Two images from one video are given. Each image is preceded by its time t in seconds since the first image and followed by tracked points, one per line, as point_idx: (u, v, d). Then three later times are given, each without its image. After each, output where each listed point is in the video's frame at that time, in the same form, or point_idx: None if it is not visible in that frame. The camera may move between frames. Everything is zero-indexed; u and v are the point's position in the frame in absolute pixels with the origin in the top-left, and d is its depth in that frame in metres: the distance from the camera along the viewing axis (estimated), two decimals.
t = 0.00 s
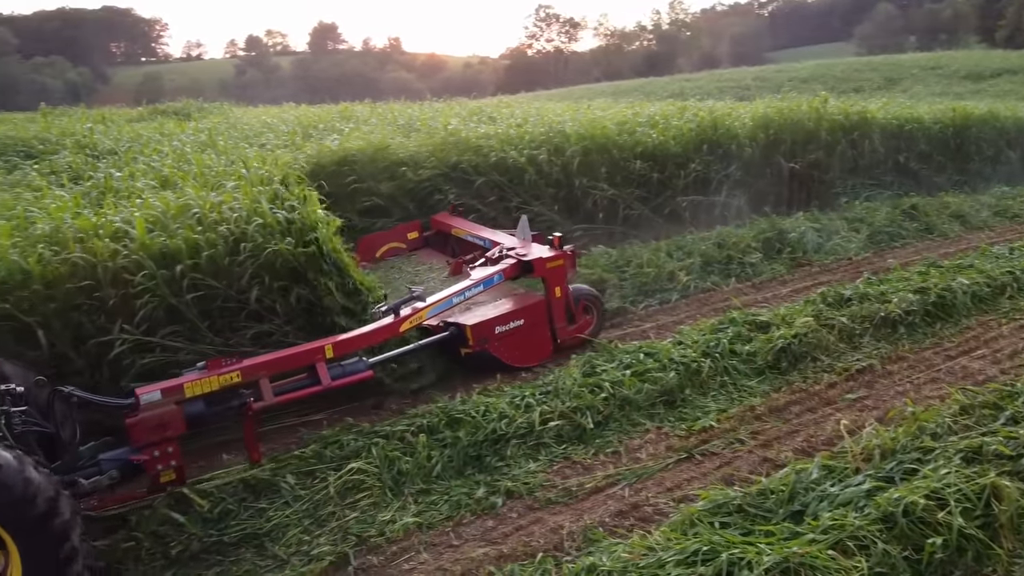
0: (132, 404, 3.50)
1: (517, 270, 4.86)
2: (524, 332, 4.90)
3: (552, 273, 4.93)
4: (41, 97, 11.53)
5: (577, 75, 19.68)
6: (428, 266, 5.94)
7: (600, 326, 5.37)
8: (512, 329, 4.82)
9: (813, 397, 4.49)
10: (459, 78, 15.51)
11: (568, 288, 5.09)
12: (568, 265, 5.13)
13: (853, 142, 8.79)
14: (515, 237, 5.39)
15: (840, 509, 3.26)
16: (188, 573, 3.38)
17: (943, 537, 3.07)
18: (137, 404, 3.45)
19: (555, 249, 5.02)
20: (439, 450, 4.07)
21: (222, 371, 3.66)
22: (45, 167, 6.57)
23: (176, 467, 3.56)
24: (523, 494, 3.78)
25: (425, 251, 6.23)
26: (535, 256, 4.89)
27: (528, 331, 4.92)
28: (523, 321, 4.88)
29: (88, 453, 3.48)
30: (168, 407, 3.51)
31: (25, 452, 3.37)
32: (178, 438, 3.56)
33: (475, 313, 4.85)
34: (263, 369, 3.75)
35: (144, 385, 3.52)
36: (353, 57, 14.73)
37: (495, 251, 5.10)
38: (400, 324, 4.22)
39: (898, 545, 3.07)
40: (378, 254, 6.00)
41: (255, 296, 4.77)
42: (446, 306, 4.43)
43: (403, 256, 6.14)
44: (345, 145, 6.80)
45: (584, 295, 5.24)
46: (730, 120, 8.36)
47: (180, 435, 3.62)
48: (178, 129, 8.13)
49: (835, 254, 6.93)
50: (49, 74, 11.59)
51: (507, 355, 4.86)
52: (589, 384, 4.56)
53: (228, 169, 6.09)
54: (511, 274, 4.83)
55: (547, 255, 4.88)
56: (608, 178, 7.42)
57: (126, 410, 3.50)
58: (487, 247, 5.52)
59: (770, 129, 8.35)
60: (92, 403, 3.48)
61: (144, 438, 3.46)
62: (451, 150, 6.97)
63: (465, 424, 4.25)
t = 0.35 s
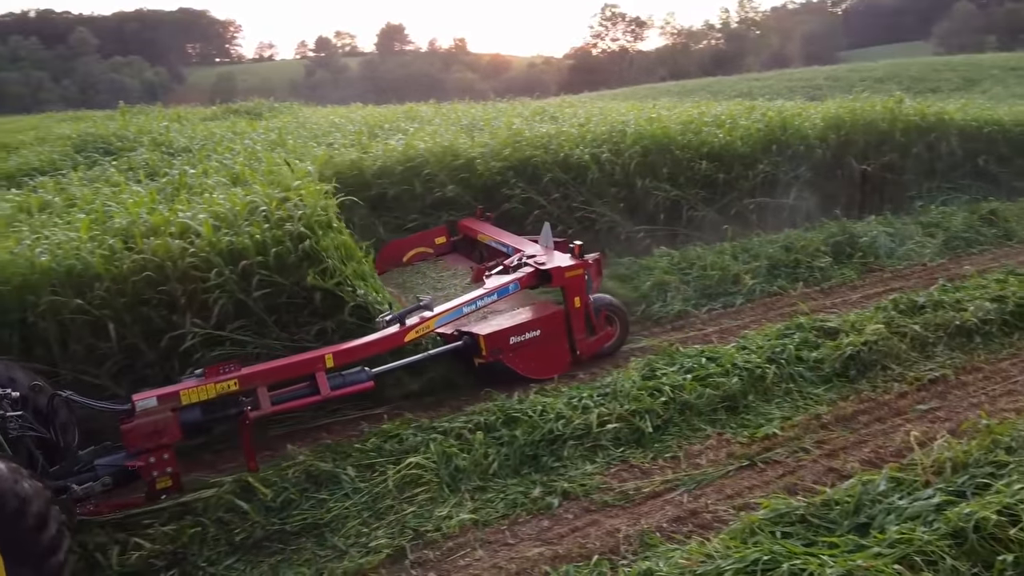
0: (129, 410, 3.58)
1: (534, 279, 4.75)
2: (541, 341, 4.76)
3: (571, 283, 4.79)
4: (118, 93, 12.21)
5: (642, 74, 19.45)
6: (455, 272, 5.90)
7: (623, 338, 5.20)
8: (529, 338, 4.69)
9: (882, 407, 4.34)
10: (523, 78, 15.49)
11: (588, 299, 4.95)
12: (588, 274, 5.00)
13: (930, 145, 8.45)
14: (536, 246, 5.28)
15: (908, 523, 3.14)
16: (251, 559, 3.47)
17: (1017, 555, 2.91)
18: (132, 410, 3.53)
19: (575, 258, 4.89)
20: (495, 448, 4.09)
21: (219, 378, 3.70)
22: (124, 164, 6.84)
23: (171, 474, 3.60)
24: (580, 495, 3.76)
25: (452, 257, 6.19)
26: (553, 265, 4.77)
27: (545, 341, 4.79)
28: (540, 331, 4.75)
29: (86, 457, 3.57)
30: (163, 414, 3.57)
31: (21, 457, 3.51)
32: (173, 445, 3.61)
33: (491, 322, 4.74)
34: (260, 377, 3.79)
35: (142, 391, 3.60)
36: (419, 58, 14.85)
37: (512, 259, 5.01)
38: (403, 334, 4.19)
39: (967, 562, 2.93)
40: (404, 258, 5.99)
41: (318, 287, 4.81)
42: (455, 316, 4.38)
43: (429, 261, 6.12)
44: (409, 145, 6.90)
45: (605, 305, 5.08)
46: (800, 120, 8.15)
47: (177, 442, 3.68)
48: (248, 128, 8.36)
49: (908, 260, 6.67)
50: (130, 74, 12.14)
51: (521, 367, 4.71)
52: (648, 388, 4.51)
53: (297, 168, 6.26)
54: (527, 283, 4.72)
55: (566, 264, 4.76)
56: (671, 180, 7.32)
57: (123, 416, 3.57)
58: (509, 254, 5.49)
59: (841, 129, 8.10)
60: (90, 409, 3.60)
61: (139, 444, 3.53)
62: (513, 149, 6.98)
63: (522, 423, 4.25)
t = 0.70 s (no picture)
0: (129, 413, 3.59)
1: (552, 288, 4.60)
2: (557, 352, 4.61)
3: (591, 292, 4.63)
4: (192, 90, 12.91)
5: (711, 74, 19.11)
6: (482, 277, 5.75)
7: (647, 351, 5.01)
8: (544, 348, 4.54)
9: (957, 419, 4.16)
10: (589, 78, 15.39)
11: (608, 309, 4.77)
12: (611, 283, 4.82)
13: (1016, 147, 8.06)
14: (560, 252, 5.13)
15: (980, 540, 3.01)
16: (314, 548, 3.55)
17: None
18: (132, 413, 3.53)
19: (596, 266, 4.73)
20: (554, 449, 4.08)
21: (217, 384, 3.68)
22: (200, 162, 7.09)
23: (170, 477, 3.59)
24: (639, 499, 3.72)
25: (479, 261, 6.03)
26: (572, 273, 4.61)
27: (562, 351, 4.63)
28: (556, 341, 4.60)
29: (85, 460, 3.60)
30: (162, 418, 3.56)
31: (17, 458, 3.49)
32: (172, 449, 3.60)
33: (506, 331, 4.62)
34: (260, 383, 3.75)
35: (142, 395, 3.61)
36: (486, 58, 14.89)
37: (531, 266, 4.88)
38: (408, 342, 4.12)
39: None
40: (430, 262, 5.85)
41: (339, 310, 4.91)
42: (464, 324, 4.27)
43: (456, 264, 5.97)
44: (474, 145, 6.97)
45: (629, 316, 4.91)
46: (876, 120, 7.88)
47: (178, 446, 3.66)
48: (319, 127, 8.56)
49: (989, 267, 6.38)
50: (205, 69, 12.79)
51: (537, 378, 4.58)
52: (712, 393, 4.42)
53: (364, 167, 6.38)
54: (544, 291, 4.58)
55: (585, 273, 4.59)
56: (738, 182, 7.17)
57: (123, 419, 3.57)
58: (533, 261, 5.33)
59: (920, 130, 7.80)
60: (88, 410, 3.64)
61: (137, 448, 3.52)
62: (578, 149, 6.94)
63: (581, 424, 4.23)
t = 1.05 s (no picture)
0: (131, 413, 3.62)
1: (568, 296, 4.53)
2: (572, 362, 4.52)
3: (608, 301, 4.55)
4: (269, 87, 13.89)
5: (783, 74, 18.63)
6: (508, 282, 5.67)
7: (667, 363, 4.90)
8: (558, 358, 4.46)
9: None
10: (657, 77, 15.17)
11: (625, 319, 4.69)
12: (630, 292, 4.73)
13: None
14: (582, 259, 5.05)
15: None
16: (374, 540, 3.61)
17: None
18: (132, 413, 3.56)
19: (615, 275, 4.65)
20: (614, 451, 4.04)
21: (218, 386, 3.68)
22: (272, 160, 7.30)
23: (170, 478, 3.62)
24: (700, 506, 3.65)
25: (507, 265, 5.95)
26: (589, 281, 4.54)
27: (577, 362, 4.54)
28: (571, 352, 4.51)
29: (88, 457, 3.71)
30: (162, 419, 3.58)
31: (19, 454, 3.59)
32: (171, 450, 3.62)
33: (520, 339, 4.55)
34: (260, 386, 3.74)
35: (143, 395, 3.64)
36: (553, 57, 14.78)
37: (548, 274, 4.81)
38: (413, 348, 4.07)
39: None
40: (457, 266, 5.82)
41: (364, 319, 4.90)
42: (473, 332, 4.20)
43: (484, 269, 5.90)
44: (539, 145, 6.99)
45: (649, 326, 4.79)
46: (958, 121, 7.57)
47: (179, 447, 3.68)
48: (387, 126, 8.70)
49: None
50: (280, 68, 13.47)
51: (550, 388, 4.48)
52: (779, 400, 4.31)
53: (430, 168, 6.49)
54: (560, 299, 4.50)
55: (602, 282, 4.52)
56: (810, 184, 6.99)
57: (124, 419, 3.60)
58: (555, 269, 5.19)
59: (1005, 131, 7.44)
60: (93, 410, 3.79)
61: (137, 449, 3.55)
62: (643, 148, 6.86)
63: (642, 428, 4.18)
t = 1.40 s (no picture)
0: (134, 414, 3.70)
1: (580, 303, 4.45)
2: (581, 372, 4.45)
3: (621, 309, 4.45)
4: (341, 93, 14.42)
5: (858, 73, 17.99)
6: (531, 288, 5.57)
7: (685, 375, 4.73)
8: (567, 368, 4.40)
9: None
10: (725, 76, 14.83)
11: (641, 328, 4.56)
12: (648, 299, 4.67)
13: None
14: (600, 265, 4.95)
15: None
16: (433, 535, 3.64)
17: None
18: (133, 414, 3.64)
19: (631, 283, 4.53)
20: (675, 456, 3.98)
21: (217, 388, 3.74)
22: (341, 158, 7.45)
23: (169, 477, 3.69)
24: (764, 515, 3.57)
25: (531, 271, 5.85)
26: (601, 289, 4.45)
27: (588, 371, 4.47)
28: (581, 361, 4.44)
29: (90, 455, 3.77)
30: (162, 420, 3.66)
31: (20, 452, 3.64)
32: (170, 451, 3.68)
33: (530, 347, 4.52)
34: (260, 389, 3.78)
35: (145, 396, 3.72)
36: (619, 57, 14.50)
37: (564, 280, 4.74)
38: (414, 354, 4.07)
39: None
40: (480, 272, 5.74)
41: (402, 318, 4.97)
42: (477, 339, 4.17)
43: (507, 274, 5.82)
44: (604, 144, 6.96)
45: (667, 335, 4.63)
46: None
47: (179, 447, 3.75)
48: (453, 126, 8.78)
49: None
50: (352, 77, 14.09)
51: (560, 397, 4.45)
52: (848, 409, 4.18)
53: (494, 168, 6.55)
54: (571, 307, 4.43)
55: (615, 289, 4.41)
56: (885, 188, 6.76)
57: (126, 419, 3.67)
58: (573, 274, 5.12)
59: None
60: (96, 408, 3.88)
61: (137, 448, 3.62)
62: (710, 149, 6.75)
63: (705, 434, 4.10)
